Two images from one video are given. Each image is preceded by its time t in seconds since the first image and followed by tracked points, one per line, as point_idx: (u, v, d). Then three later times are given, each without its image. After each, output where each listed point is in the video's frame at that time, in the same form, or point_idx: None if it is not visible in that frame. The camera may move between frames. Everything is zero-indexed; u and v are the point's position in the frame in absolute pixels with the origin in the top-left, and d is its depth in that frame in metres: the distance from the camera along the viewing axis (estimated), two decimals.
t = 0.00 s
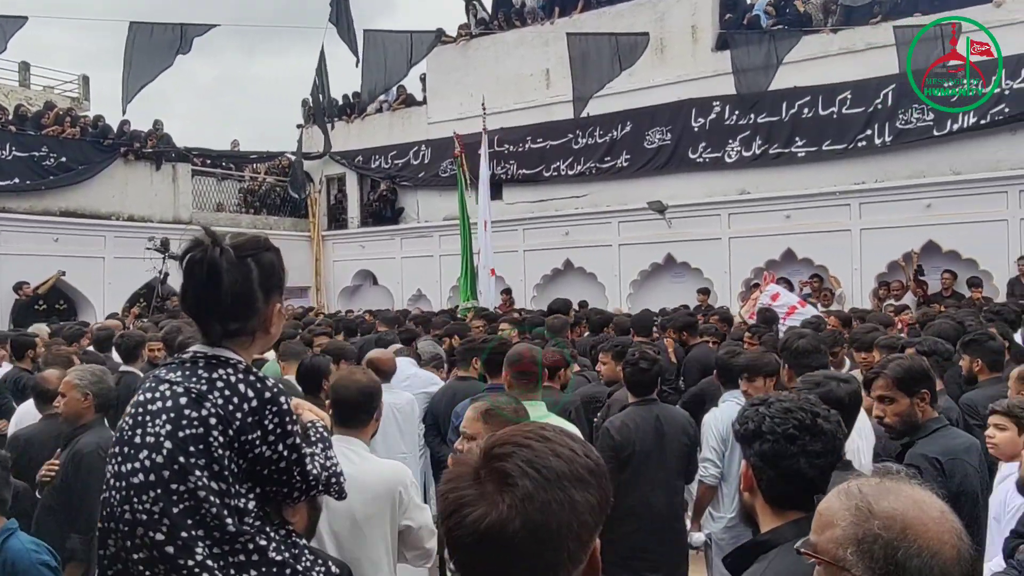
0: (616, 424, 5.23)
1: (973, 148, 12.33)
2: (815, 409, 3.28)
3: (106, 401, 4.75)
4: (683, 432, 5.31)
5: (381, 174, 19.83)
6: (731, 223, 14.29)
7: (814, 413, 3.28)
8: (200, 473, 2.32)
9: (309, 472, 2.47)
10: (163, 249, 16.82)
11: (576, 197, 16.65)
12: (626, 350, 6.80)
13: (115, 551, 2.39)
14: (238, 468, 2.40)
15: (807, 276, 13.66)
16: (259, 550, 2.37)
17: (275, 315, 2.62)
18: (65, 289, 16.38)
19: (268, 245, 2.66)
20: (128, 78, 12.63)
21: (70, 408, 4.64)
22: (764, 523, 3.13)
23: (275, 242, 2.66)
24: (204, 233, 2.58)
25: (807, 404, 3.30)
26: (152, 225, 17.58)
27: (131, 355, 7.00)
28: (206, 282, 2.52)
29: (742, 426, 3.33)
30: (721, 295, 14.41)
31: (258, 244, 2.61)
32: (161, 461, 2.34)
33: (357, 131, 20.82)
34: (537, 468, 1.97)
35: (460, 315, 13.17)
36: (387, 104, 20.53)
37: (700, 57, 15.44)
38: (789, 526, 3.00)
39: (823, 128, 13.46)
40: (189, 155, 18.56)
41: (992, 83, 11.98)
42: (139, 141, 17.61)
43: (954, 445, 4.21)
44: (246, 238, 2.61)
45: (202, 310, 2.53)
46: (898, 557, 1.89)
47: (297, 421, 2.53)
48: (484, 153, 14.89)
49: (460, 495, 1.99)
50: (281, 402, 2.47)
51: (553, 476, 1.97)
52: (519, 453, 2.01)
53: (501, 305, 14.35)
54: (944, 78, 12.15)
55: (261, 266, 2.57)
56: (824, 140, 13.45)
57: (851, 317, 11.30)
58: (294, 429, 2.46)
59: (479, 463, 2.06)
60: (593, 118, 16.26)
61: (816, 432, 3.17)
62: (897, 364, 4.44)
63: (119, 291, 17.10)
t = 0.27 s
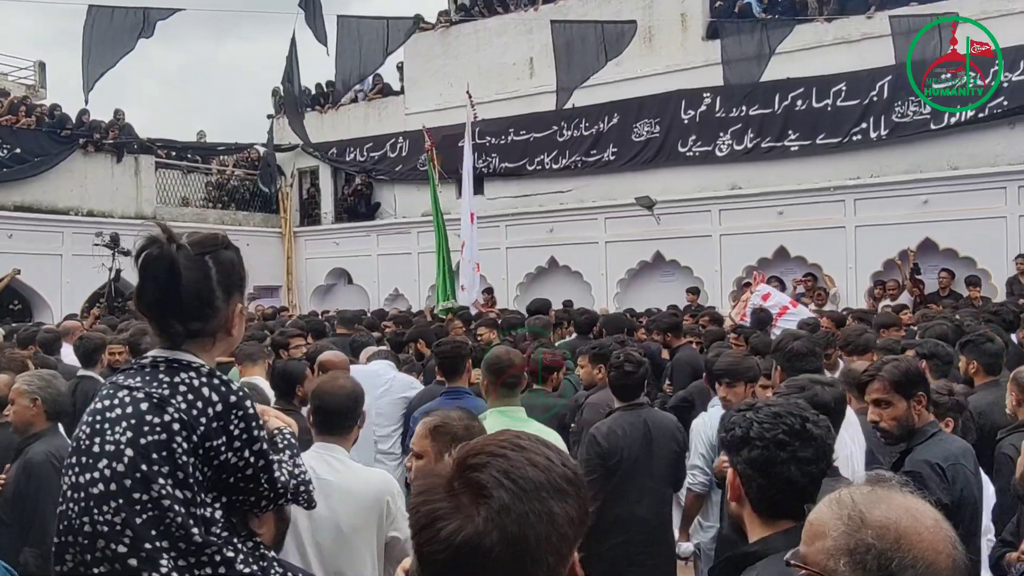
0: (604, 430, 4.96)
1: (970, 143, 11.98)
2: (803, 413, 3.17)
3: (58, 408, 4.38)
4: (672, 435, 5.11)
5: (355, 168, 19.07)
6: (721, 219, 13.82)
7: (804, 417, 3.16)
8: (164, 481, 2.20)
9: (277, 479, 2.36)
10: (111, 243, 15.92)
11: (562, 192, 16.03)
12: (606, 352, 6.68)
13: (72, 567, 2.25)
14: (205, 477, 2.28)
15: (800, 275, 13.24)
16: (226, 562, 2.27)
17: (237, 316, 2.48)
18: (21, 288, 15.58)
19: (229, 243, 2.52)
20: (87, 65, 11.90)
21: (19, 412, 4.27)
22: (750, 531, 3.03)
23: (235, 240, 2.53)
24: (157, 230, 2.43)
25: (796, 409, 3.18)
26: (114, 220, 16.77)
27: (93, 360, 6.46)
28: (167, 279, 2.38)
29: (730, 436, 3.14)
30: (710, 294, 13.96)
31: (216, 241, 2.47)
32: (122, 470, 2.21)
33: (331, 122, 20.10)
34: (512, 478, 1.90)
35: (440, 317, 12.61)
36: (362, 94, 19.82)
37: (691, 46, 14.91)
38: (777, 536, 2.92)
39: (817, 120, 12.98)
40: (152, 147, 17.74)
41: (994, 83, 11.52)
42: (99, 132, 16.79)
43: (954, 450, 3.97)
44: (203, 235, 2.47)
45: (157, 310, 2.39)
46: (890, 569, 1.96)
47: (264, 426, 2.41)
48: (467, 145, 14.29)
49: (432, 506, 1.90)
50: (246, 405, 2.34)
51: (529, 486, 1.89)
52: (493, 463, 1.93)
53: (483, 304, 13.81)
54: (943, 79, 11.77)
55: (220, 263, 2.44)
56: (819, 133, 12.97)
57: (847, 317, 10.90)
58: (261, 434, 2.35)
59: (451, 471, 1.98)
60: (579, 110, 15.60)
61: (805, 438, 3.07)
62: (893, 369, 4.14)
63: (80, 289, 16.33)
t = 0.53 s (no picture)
0: (585, 436, 4.77)
1: (967, 135, 11.52)
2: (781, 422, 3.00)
3: None
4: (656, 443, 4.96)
5: (320, 159, 18.20)
6: (708, 213, 13.21)
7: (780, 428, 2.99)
8: (110, 496, 2.33)
9: (230, 492, 2.47)
10: (33, 235, 14.72)
11: (540, 185, 15.33)
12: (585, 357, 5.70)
13: None
14: (154, 490, 2.41)
15: (792, 273, 12.65)
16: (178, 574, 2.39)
17: (181, 317, 2.63)
18: None
19: (168, 240, 2.66)
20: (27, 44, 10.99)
21: None
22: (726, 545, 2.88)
23: (175, 238, 2.67)
24: (97, 233, 2.59)
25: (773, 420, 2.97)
26: (63, 214, 15.77)
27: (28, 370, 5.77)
28: (104, 283, 2.52)
29: (708, 457, 2.99)
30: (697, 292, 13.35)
31: (154, 240, 2.61)
32: (65, 485, 2.33)
33: (295, 110, 19.20)
34: (483, 493, 1.91)
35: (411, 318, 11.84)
36: (329, 81, 18.94)
37: (676, 31, 14.25)
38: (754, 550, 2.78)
39: (809, 110, 12.39)
40: (102, 136, 16.73)
41: (990, 84, 10.99)
42: (44, 119, 15.77)
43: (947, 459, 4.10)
44: (142, 234, 2.61)
45: (102, 316, 2.54)
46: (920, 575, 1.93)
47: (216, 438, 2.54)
48: (435, 137, 13.57)
49: (399, 525, 1.91)
50: (194, 415, 2.48)
51: (501, 501, 1.90)
52: (461, 479, 1.94)
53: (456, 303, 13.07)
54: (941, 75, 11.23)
55: (160, 263, 2.58)
56: (810, 124, 12.38)
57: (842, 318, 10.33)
58: (212, 445, 2.47)
59: (416, 488, 1.99)
60: (559, 98, 14.84)
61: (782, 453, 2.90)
62: (895, 365, 4.30)
63: (26, 287, 15.36)
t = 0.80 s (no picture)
0: (558, 436, 4.73)
1: (941, 138, 11.71)
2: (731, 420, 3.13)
3: None
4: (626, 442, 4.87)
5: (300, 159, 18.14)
6: (685, 215, 13.35)
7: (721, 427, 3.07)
8: (63, 498, 2.34)
9: (189, 492, 2.50)
10: None
11: (518, 186, 15.42)
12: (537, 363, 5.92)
13: None
14: (113, 492, 2.42)
15: (766, 274, 12.86)
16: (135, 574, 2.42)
17: (140, 315, 2.60)
18: None
19: (125, 242, 2.62)
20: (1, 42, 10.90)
21: None
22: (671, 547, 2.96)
23: (130, 236, 2.62)
24: (48, 233, 2.54)
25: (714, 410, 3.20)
26: (39, 214, 15.66)
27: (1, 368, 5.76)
28: (52, 284, 2.48)
29: (649, 442, 3.14)
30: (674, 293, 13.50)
31: (109, 239, 2.57)
32: (17, 488, 2.34)
33: (274, 110, 19.24)
34: (447, 494, 1.94)
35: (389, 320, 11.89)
36: (308, 82, 18.96)
37: (654, 34, 14.34)
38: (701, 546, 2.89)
39: (782, 115, 12.55)
40: (78, 135, 16.61)
41: (993, 83, 11.01)
42: (20, 118, 15.64)
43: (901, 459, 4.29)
44: (94, 235, 2.56)
45: (53, 313, 2.50)
46: (917, 563, 1.95)
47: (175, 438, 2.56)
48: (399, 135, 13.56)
49: (361, 524, 1.91)
50: (153, 417, 2.48)
51: (465, 501, 1.94)
52: (426, 480, 1.96)
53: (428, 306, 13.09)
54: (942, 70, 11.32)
55: (113, 262, 2.54)
56: (784, 127, 12.54)
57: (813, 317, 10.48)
58: (172, 447, 2.49)
59: (378, 488, 1.99)
60: (537, 100, 14.92)
61: (728, 448, 2.98)
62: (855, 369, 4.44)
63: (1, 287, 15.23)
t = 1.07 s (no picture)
0: (536, 451, 4.47)
1: (940, 133, 11.14)
2: (700, 437, 2.72)
3: None
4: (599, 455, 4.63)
5: (260, 154, 17.39)
6: (671, 214, 12.69)
7: (687, 446, 2.66)
8: None
9: (140, 522, 2.21)
10: None
11: (494, 183, 14.66)
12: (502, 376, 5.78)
13: None
14: (52, 522, 2.13)
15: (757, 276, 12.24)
16: None
17: (88, 331, 2.28)
18: None
19: (74, 251, 2.32)
20: None
21: None
22: None
23: (80, 245, 2.32)
24: None
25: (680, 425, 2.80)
26: None
27: None
28: None
29: (609, 463, 2.76)
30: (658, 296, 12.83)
31: (58, 248, 2.27)
32: None
33: (233, 103, 18.31)
34: (419, 520, 1.68)
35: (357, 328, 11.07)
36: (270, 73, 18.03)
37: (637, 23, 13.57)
38: None
39: (774, 108, 11.92)
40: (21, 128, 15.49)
41: (994, 82, 10.53)
42: None
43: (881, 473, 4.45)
44: (41, 245, 2.25)
45: None
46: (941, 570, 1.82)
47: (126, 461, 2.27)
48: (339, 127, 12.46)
49: (322, 554, 1.63)
50: (99, 438, 2.20)
51: (437, 528, 1.69)
52: (395, 504, 1.69)
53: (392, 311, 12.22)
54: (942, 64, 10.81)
55: (61, 272, 2.23)
56: (775, 121, 11.90)
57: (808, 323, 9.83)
58: (119, 471, 2.20)
59: (340, 510, 1.71)
60: (514, 92, 14.20)
61: (691, 474, 2.58)
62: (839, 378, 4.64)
63: None
